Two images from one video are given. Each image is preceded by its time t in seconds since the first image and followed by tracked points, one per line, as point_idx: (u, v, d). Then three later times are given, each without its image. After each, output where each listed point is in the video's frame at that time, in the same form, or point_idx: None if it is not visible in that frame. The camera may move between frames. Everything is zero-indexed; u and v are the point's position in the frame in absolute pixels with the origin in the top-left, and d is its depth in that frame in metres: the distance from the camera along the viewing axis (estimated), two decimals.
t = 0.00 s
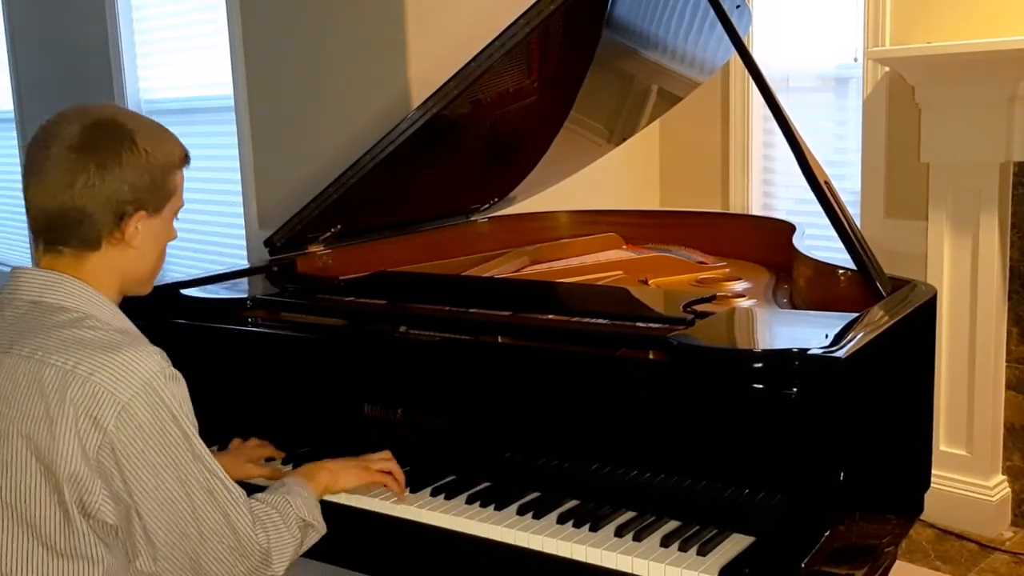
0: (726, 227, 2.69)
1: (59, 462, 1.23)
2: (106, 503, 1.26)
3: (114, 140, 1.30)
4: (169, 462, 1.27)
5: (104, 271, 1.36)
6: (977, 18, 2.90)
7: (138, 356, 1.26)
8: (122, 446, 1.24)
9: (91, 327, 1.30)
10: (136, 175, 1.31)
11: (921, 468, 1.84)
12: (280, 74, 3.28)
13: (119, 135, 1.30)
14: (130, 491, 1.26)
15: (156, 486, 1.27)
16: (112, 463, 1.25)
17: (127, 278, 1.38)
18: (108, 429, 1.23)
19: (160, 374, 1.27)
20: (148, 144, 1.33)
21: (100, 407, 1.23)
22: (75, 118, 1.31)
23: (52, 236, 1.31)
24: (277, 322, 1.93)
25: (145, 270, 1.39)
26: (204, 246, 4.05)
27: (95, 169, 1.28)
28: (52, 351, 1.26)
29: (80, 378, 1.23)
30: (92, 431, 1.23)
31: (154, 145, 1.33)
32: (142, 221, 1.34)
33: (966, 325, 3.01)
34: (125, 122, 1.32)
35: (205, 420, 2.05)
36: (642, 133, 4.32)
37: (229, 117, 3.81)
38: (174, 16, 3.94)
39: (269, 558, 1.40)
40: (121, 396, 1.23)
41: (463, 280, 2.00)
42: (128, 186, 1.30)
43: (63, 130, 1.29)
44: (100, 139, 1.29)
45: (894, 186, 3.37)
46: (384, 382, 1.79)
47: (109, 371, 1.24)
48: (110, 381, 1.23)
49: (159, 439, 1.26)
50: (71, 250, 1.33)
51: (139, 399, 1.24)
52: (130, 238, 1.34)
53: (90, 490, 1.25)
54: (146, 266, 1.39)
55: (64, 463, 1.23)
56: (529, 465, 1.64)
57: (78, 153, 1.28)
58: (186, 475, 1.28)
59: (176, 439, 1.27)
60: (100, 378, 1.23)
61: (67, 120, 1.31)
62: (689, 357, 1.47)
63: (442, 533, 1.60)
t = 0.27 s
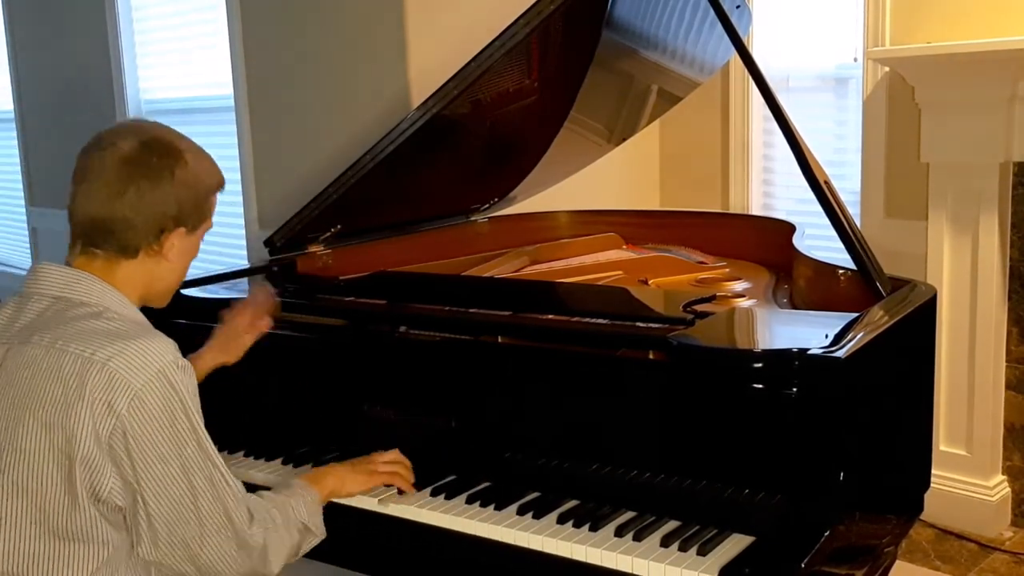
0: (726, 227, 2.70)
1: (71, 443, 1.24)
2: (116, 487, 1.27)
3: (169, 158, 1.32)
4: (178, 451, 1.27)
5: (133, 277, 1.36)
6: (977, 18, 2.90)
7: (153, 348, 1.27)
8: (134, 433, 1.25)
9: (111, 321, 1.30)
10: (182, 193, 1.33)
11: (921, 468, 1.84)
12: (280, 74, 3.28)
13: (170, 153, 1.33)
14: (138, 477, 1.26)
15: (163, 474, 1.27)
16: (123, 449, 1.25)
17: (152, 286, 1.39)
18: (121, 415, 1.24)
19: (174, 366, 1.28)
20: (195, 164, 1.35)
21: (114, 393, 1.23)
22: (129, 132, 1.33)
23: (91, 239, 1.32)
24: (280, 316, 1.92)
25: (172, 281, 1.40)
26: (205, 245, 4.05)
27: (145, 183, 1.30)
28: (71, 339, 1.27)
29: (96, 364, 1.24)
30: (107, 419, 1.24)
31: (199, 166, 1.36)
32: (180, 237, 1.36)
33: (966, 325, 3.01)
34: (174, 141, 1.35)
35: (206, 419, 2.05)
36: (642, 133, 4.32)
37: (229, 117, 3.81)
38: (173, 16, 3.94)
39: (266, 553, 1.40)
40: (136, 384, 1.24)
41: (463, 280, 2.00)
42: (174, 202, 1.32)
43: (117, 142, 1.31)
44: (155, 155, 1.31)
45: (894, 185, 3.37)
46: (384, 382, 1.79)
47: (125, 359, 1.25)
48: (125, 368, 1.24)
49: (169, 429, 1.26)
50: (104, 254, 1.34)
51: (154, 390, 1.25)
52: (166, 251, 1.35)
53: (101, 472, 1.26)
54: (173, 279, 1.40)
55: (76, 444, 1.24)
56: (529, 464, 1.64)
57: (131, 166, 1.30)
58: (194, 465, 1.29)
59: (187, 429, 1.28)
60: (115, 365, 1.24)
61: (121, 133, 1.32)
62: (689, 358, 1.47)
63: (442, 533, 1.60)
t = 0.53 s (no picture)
0: (726, 227, 2.70)
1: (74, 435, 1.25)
2: (118, 479, 1.28)
3: (203, 183, 1.38)
4: (182, 439, 1.29)
5: (147, 288, 1.40)
6: (978, 18, 2.90)
7: (153, 337, 1.28)
8: (138, 423, 1.26)
9: (111, 312, 1.32)
10: (213, 218, 1.38)
11: (921, 468, 1.84)
12: (280, 74, 3.28)
13: (206, 179, 1.39)
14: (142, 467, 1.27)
15: (168, 463, 1.28)
16: (126, 439, 1.26)
17: (160, 298, 1.43)
18: (124, 404, 1.25)
19: (174, 354, 1.29)
20: (226, 191, 1.42)
21: (117, 383, 1.24)
22: (169, 155, 1.38)
23: (113, 249, 1.36)
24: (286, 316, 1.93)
25: (181, 296, 1.45)
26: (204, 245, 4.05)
27: (181, 206, 1.36)
28: (71, 331, 1.29)
29: (98, 355, 1.25)
30: (109, 408, 1.25)
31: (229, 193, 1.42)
32: (202, 259, 1.41)
33: (965, 324, 3.01)
34: (210, 168, 1.41)
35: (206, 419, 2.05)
36: (642, 132, 4.32)
37: (229, 117, 3.82)
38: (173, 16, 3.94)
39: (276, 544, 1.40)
40: (138, 373, 1.26)
41: (463, 280, 2.00)
42: (204, 226, 1.38)
43: (158, 162, 1.36)
44: (192, 180, 1.37)
45: (894, 185, 3.37)
46: (384, 382, 1.79)
47: (126, 349, 1.26)
48: (127, 358, 1.26)
49: (173, 416, 1.28)
50: (123, 264, 1.37)
51: (155, 377, 1.27)
52: (185, 270, 1.40)
53: (104, 463, 1.26)
54: (182, 295, 1.45)
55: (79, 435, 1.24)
56: (529, 464, 1.64)
57: (169, 188, 1.35)
58: (198, 453, 1.30)
59: (189, 417, 1.29)
60: (117, 355, 1.25)
61: (161, 154, 1.38)
62: (690, 358, 1.47)
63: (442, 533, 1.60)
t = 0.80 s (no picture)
0: (726, 227, 2.70)
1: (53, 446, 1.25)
2: (102, 486, 1.29)
3: (180, 176, 1.34)
4: (163, 442, 1.27)
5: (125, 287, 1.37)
6: (978, 18, 2.90)
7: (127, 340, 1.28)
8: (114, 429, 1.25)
9: (84, 315, 1.31)
10: (188, 212, 1.34)
11: (921, 468, 1.84)
12: (280, 75, 3.28)
13: (182, 171, 1.34)
14: (126, 471, 1.27)
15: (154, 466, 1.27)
16: (106, 445, 1.26)
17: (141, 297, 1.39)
18: (99, 412, 1.24)
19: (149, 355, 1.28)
20: (205, 186, 1.37)
21: (90, 391, 1.24)
22: (145, 147, 1.35)
23: (88, 245, 1.33)
24: (286, 317, 1.96)
25: (165, 296, 1.41)
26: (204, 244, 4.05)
27: (154, 199, 1.32)
28: (43, 339, 1.28)
29: (70, 363, 1.25)
30: (85, 416, 1.24)
31: (208, 188, 1.37)
32: (179, 255, 1.37)
33: (966, 324, 3.01)
34: (189, 160, 1.37)
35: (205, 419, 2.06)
36: (642, 132, 4.32)
37: (229, 117, 3.82)
38: (173, 16, 3.94)
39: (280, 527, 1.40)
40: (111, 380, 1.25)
41: (463, 280, 2.00)
42: (178, 221, 1.33)
43: (134, 154, 1.33)
44: (168, 171, 1.33)
45: (893, 184, 3.37)
46: (384, 382, 1.78)
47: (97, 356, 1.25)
48: (98, 365, 1.25)
49: (151, 419, 1.26)
50: (99, 261, 1.34)
51: (128, 382, 1.25)
52: (162, 267, 1.36)
53: (86, 471, 1.27)
54: (166, 295, 1.41)
55: (58, 446, 1.25)
56: (529, 464, 1.64)
57: (142, 181, 1.31)
58: (181, 454, 1.29)
59: (169, 417, 1.27)
60: (88, 362, 1.25)
61: (139, 146, 1.34)
62: (690, 357, 1.46)
63: (442, 533, 1.60)
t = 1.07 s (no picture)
0: (726, 227, 2.70)
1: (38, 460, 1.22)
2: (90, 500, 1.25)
3: (77, 136, 1.29)
4: (151, 450, 1.25)
5: (79, 266, 1.35)
6: (978, 18, 2.90)
7: (110, 346, 1.26)
8: (102, 440, 1.22)
9: (65, 321, 1.29)
10: (97, 169, 1.29)
11: (921, 468, 1.84)
12: (281, 75, 3.28)
13: (82, 130, 1.29)
14: (118, 483, 1.24)
15: (143, 476, 1.25)
16: (94, 456, 1.23)
17: (102, 268, 1.37)
18: (85, 423, 1.22)
19: (132, 359, 1.27)
20: (111, 136, 1.31)
21: (74, 402, 1.21)
22: (40, 114, 1.31)
23: (26, 237, 1.32)
24: (283, 316, 1.97)
25: (123, 260, 1.38)
26: (203, 244, 4.05)
27: (56, 167, 1.28)
28: (24, 348, 1.25)
29: (51, 373, 1.22)
30: (70, 428, 1.22)
31: (115, 138, 1.31)
32: (111, 214, 1.33)
33: (966, 324, 3.01)
34: (88, 117, 1.31)
35: (205, 419, 2.06)
36: (642, 132, 4.32)
37: (229, 117, 3.82)
38: (173, 15, 3.95)
39: (277, 525, 1.40)
40: (94, 390, 1.22)
41: (463, 280, 2.00)
42: (91, 181, 1.29)
43: (23, 130, 1.29)
44: (64, 135, 1.28)
45: (894, 184, 3.37)
46: (384, 382, 1.78)
47: (78, 367, 1.23)
48: (80, 375, 1.22)
49: (138, 427, 1.24)
50: (47, 250, 1.33)
51: (111, 390, 1.23)
52: (99, 232, 1.33)
53: (74, 486, 1.24)
54: (123, 258, 1.37)
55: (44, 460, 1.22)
56: (529, 464, 1.64)
57: (39, 151, 1.27)
58: (169, 461, 1.27)
59: (155, 425, 1.25)
60: (71, 372, 1.22)
61: (30, 119, 1.30)
62: (690, 357, 1.46)
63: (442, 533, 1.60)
